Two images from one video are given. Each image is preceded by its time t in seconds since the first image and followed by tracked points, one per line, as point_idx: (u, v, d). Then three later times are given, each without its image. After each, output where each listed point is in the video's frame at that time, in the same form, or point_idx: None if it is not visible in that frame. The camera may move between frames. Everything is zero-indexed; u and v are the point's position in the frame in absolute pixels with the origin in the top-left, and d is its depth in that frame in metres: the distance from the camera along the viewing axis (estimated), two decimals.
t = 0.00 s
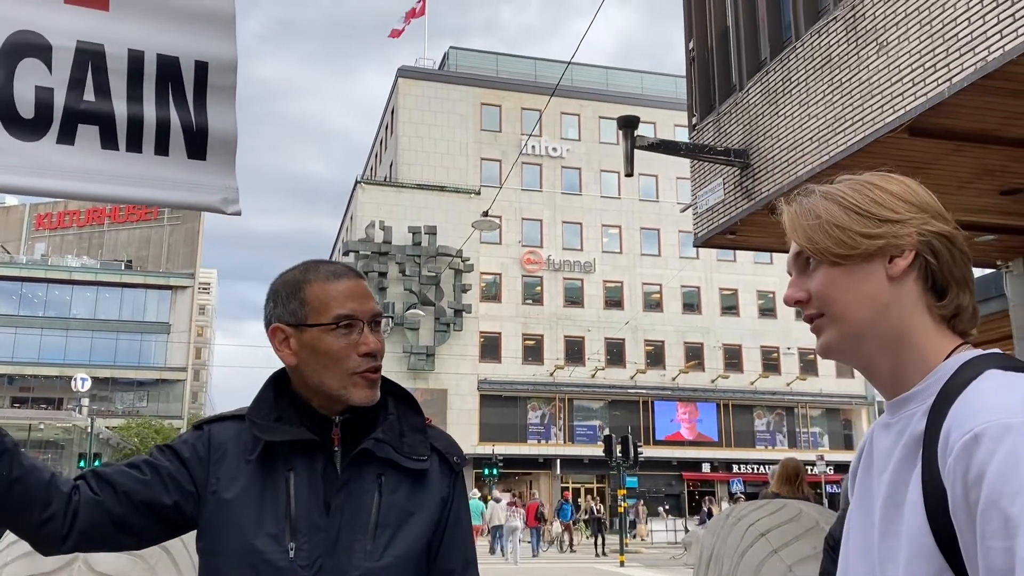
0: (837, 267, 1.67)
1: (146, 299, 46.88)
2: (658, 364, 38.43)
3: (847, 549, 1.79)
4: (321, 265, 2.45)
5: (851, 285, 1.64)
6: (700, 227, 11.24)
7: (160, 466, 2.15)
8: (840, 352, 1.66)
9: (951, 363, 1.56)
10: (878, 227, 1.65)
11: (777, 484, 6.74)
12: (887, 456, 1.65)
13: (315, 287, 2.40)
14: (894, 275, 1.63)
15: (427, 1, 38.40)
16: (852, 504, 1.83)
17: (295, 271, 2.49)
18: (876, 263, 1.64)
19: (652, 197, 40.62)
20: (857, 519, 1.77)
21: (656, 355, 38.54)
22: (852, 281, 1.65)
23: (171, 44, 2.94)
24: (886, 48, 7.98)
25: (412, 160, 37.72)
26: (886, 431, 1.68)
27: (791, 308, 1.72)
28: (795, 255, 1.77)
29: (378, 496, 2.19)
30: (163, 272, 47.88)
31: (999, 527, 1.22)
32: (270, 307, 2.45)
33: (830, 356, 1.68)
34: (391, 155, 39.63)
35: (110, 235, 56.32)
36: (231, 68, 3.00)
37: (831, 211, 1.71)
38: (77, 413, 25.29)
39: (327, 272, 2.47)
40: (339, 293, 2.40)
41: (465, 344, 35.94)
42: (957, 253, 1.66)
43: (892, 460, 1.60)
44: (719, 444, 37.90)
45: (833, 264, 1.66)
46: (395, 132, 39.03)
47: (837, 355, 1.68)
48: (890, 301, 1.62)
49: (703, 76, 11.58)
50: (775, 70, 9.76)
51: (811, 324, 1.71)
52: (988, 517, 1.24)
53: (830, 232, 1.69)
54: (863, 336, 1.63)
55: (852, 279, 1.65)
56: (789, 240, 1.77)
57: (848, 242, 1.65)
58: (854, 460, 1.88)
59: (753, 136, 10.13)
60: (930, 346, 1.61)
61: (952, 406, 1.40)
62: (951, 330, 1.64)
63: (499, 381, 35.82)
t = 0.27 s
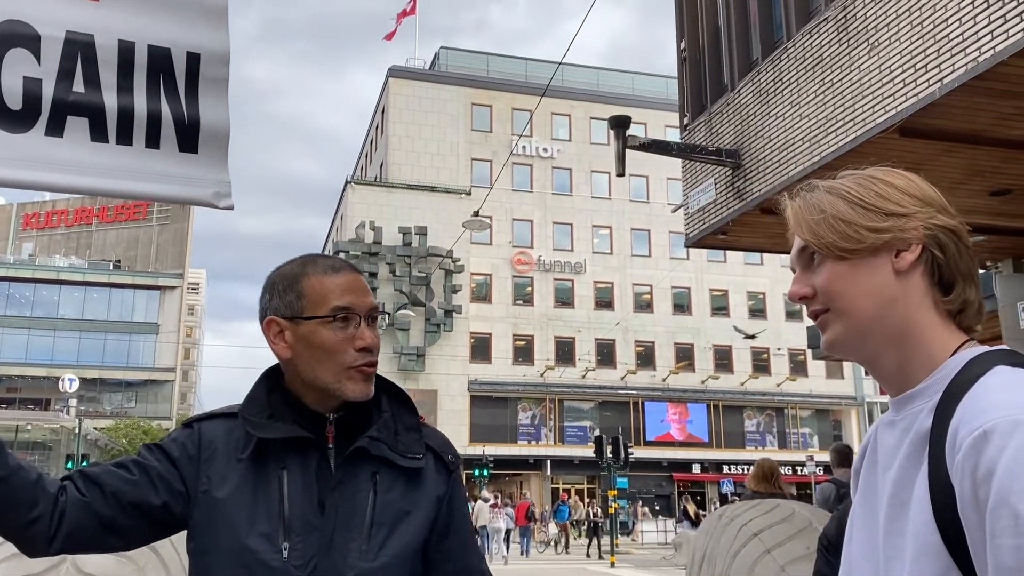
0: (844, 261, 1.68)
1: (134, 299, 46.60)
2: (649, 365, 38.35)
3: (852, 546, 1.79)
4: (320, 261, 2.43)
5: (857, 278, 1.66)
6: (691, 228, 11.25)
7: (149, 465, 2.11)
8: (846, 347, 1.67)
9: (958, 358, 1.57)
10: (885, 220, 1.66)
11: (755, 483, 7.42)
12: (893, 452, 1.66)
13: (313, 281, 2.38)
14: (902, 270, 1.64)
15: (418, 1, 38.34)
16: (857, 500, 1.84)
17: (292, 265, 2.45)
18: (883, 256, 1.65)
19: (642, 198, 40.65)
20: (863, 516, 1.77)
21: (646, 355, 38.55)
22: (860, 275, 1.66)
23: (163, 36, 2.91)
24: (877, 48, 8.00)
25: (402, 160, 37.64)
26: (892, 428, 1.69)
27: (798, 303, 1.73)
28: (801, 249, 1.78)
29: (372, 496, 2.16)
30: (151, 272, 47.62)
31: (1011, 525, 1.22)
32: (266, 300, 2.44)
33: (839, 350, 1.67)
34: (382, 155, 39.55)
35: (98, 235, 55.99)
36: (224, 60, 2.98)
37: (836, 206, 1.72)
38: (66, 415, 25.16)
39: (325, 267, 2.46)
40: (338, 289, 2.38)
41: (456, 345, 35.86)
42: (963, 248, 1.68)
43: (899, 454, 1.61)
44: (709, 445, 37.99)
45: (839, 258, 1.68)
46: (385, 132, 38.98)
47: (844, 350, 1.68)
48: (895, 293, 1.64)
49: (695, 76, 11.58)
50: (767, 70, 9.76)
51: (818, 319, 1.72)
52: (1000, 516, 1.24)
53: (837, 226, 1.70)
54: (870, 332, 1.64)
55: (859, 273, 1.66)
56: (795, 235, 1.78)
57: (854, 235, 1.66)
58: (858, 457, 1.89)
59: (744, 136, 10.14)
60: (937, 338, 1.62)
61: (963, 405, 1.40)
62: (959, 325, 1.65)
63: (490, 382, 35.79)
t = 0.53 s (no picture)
0: (842, 260, 1.64)
1: (125, 300, 46.34)
2: (640, 365, 38.41)
3: (851, 550, 1.77)
4: (307, 259, 2.38)
5: (858, 278, 1.62)
6: (683, 227, 11.23)
7: (126, 470, 2.07)
8: (845, 347, 1.63)
9: (961, 359, 1.54)
10: (886, 217, 1.63)
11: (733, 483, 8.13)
12: (894, 455, 1.63)
13: (299, 281, 2.34)
14: (903, 268, 1.61)
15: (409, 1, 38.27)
16: (854, 503, 1.81)
17: (278, 264, 2.41)
18: (884, 254, 1.62)
19: (634, 198, 40.66)
20: (862, 520, 1.75)
21: (638, 355, 38.56)
22: (858, 274, 1.62)
23: (144, 28, 2.88)
24: (868, 48, 7.98)
25: (394, 161, 37.55)
26: (891, 430, 1.66)
27: (795, 303, 1.69)
28: (797, 248, 1.75)
29: (357, 499, 2.13)
30: (142, 273, 47.40)
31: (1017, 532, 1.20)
32: (250, 299, 2.39)
33: (836, 351, 1.65)
34: (374, 155, 39.47)
35: (89, 235, 55.69)
36: (207, 53, 2.95)
37: (833, 203, 1.69)
38: (56, 417, 25.01)
39: (310, 265, 2.41)
40: (323, 288, 2.33)
41: (447, 345, 35.81)
42: (964, 247, 1.65)
43: (900, 458, 1.58)
44: (701, 445, 38.03)
45: (837, 256, 1.64)
46: (377, 132, 38.90)
47: (841, 351, 1.65)
48: (896, 291, 1.60)
49: (686, 76, 11.56)
50: (759, 70, 9.75)
51: (815, 318, 1.68)
52: (1004, 522, 1.21)
53: (836, 223, 1.67)
54: (870, 330, 1.61)
55: (859, 271, 1.62)
56: (792, 232, 1.74)
57: (853, 233, 1.63)
58: (857, 460, 1.86)
59: (736, 136, 10.12)
60: (936, 340, 1.59)
61: (967, 408, 1.37)
62: (960, 325, 1.62)
63: (481, 383, 35.76)
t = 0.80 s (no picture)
0: (842, 251, 1.59)
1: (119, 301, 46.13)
2: (636, 365, 38.37)
3: (850, 553, 1.71)
4: (286, 252, 2.33)
5: (858, 270, 1.57)
6: (677, 227, 11.18)
7: (99, 472, 2.00)
8: (845, 343, 1.57)
9: (965, 354, 1.48)
10: (888, 206, 1.58)
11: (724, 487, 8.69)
12: (895, 456, 1.58)
13: (278, 273, 2.28)
14: (905, 259, 1.55)
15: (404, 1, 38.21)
16: (855, 505, 1.75)
17: (257, 257, 2.35)
18: (884, 245, 1.57)
19: (629, 198, 40.60)
20: (862, 524, 1.69)
21: (633, 355, 38.53)
22: (859, 267, 1.57)
23: (117, 13, 2.92)
24: (863, 46, 7.95)
25: (388, 161, 37.49)
26: (893, 430, 1.61)
27: (792, 297, 1.63)
28: (794, 239, 1.69)
29: (340, 501, 2.06)
30: (136, 274, 47.23)
31: None
32: (227, 294, 2.34)
33: (834, 346, 1.59)
34: (368, 155, 39.39)
35: (83, 236, 55.50)
36: (184, 41, 3.01)
37: (833, 191, 1.64)
38: (49, 418, 24.90)
39: (291, 259, 2.36)
40: (304, 282, 2.28)
41: (442, 346, 35.75)
42: (967, 238, 1.61)
43: (901, 459, 1.53)
44: (696, 445, 38.02)
45: (838, 248, 1.59)
46: (371, 132, 38.82)
47: (842, 347, 1.59)
48: (897, 284, 1.55)
49: (682, 74, 11.51)
50: (753, 68, 9.70)
51: (813, 313, 1.63)
52: (1014, 527, 1.16)
53: (835, 213, 1.61)
54: (870, 326, 1.55)
55: (861, 263, 1.57)
56: (789, 223, 1.69)
57: (854, 223, 1.58)
58: (858, 460, 1.80)
59: (730, 134, 10.08)
60: (940, 334, 1.53)
61: (972, 404, 1.32)
62: (964, 319, 1.57)
63: (476, 383, 35.67)
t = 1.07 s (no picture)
0: (846, 239, 1.56)
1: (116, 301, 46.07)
2: (634, 364, 38.37)
3: (852, 547, 1.68)
4: (275, 244, 2.30)
5: (861, 260, 1.54)
6: (674, 224, 11.16)
7: (86, 468, 1.97)
8: (847, 334, 1.54)
9: (971, 345, 1.45)
10: (890, 194, 1.55)
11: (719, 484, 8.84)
12: (898, 449, 1.55)
13: (268, 267, 2.25)
14: (908, 249, 1.53)
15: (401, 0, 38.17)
16: (856, 499, 1.72)
17: (245, 250, 2.33)
18: (889, 234, 1.54)
19: (626, 197, 40.57)
20: (863, 518, 1.66)
21: (631, 354, 38.53)
22: (862, 256, 1.54)
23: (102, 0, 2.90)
24: (860, 42, 7.92)
25: (385, 160, 37.45)
26: (896, 423, 1.58)
27: (793, 288, 1.60)
28: (795, 230, 1.66)
29: (331, 499, 2.03)
30: (133, 274, 47.16)
31: None
32: (215, 288, 2.31)
33: (835, 339, 1.56)
34: (365, 155, 39.35)
35: (80, 236, 55.43)
36: (171, 29, 2.99)
37: (835, 179, 1.61)
38: (46, 418, 24.87)
39: (281, 253, 2.32)
40: (295, 277, 2.25)
41: (440, 345, 35.73)
42: (971, 227, 1.58)
43: (905, 453, 1.50)
44: (694, 443, 38.03)
45: (841, 236, 1.56)
46: (368, 131, 38.77)
47: (844, 338, 1.56)
48: (900, 273, 1.52)
49: (679, 71, 11.47)
50: (750, 65, 9.67)
51: (813, 304, 1.60)
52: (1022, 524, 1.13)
53: (838, 201, 1.58)
54: (874, 316, 1.52)
55: (865, 252, 1.54)
56: (789, 212, 1.66)
57: (858, 212, 1.55)
58: (859, 455, 1.77)
59: (727, 131, 10.06)
60: (943, 326, 1.50)
61: (979, 397, 1.29)
62: (968, 309, 1.55)
63: (474, 382, 35.63)
